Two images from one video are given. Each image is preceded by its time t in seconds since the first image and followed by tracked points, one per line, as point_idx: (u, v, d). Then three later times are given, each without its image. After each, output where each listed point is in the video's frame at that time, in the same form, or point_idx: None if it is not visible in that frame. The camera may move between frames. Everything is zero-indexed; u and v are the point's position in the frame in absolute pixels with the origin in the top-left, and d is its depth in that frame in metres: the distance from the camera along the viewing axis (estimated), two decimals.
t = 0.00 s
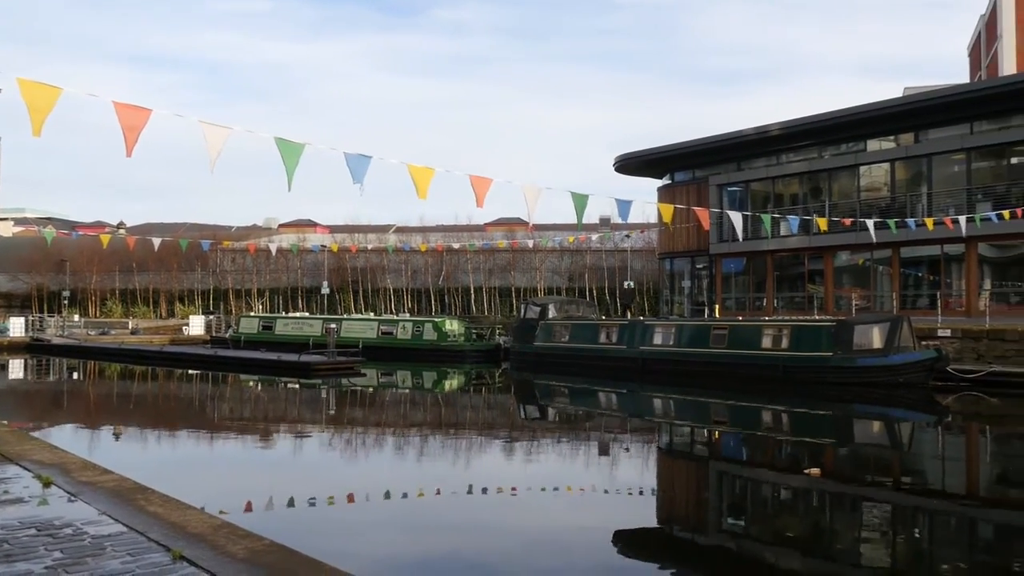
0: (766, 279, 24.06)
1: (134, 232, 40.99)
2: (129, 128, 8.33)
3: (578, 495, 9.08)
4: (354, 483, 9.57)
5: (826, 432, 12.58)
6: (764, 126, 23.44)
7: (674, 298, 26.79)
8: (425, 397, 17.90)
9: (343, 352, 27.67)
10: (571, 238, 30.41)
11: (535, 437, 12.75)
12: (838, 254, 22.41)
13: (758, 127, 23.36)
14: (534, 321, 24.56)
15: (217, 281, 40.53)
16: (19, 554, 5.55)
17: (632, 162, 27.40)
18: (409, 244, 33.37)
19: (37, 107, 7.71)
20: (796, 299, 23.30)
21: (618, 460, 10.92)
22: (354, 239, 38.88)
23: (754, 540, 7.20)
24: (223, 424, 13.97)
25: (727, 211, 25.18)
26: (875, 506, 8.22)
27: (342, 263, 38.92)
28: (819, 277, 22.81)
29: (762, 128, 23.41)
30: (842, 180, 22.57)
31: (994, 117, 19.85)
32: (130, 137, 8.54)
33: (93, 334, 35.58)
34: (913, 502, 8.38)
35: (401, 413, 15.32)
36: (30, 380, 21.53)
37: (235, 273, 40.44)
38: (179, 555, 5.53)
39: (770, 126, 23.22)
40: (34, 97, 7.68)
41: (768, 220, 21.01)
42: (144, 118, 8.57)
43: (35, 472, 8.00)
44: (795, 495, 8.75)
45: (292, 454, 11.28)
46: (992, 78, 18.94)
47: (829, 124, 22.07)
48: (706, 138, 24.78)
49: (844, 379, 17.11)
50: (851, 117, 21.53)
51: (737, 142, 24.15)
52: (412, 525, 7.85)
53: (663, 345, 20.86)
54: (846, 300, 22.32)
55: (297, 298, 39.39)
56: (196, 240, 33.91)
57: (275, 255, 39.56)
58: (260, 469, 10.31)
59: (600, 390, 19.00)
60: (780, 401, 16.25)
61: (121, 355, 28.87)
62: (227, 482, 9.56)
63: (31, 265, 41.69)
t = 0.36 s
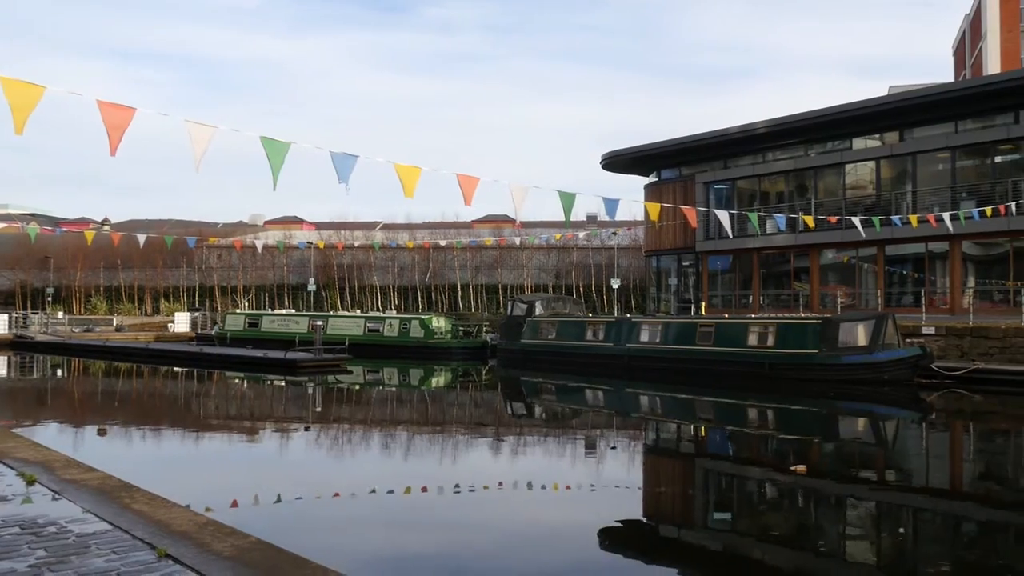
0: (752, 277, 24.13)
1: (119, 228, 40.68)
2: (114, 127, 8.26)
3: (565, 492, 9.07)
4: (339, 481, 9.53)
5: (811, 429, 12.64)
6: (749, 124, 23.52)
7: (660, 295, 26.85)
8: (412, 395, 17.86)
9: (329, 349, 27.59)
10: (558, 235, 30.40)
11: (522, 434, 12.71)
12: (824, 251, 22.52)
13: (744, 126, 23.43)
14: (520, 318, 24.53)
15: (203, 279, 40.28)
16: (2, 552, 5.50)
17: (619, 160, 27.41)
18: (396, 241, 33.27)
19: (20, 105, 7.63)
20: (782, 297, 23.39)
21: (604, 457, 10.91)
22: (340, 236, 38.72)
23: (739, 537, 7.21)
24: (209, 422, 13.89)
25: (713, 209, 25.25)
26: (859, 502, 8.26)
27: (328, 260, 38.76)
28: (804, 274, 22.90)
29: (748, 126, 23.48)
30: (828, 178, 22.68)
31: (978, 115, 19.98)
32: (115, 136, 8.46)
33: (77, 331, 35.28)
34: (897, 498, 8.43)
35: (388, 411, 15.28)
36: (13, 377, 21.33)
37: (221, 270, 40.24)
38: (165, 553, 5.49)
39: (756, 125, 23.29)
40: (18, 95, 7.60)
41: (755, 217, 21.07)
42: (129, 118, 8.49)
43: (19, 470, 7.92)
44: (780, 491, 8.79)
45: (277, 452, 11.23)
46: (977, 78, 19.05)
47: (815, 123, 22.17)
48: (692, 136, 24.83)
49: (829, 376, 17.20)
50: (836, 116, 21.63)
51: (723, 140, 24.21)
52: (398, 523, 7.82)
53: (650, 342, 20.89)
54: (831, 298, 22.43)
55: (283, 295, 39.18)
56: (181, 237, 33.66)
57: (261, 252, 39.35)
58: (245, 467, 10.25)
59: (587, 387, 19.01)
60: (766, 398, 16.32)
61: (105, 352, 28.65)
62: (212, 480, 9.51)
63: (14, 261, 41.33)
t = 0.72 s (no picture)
0: (739, 274, 24.20)
1: (105, 225, 40.40)
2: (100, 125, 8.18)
3: (553, 489, 9.06)
4: (327, 478, 9.48)
5: (798, 426, 12.70)
6: (737, 122, 23.56)
7: (648, 292, 26.89)
8: (399, 392, 17.81)
9: (316, 346, 27.48)
10: (547, 232, 30.36)
11: (510, 431, 12.70)
12: (810, 249, 22.60)
13: (731, 123, 23.47)
14: (508, 316, 24.51)
15: (189, 275, 40.04)
16: None
17: (607, 157, 27.40)
18: (384, 238, 33.18)
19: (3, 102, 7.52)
20: (769, 294, 23.47)
21: (592, 454, 10.91)
22: (328, 232, 38.55)
23: (726, 533, 7.22)
24: (195, 419, 13.78)
25: (700, 206, 25.30)
26: (846, 498, 8.30)
27: (316, 257, 38.59)
28: (791, 272, 22.99)
29: (735, 124, 23.52)
30: (815, 176, 22.77)
31: (964, 114, 20.10)
32: (100, 134, 8.37)
33: (62, 327, 35.04)
34: (883, 495, 8.47)
35: (376, 408, 15.22)
36: None
37: (207, 267, 40.00)
38: (150, 551, 5.44)
39: (743, 122, 23.33)
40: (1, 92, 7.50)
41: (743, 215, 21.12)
42: (114, 115, 8.41)
43: (2, 468, 7.83)
44: (767, 488, 8.81)
45: (264, 449, 11.15)
46: (963, 77, 19.17)
47: (802, 121, 22.24)
48: (680, 133, 24.85)
49: (815, 374, 17.28)
50: (824, 114, 21.71)
51: (711, 137, 24.27)
52: (386, 520, 7.79)
53: (638, 340, 20.91)
54: (818, 295, 22.53)
55: (270, 292, 38.98)
56: (167, 233, 33.43)
57: (248, 248, 39.14)
58: (232, 465, 10.17)
59: (574, 384, 19.02)
60: (752, 395, 16.37)
61: (90, 349, 28.44)
62: (199, 477, 9.45)
63: None
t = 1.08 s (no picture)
0: (726, 271, 24.28)
1: (90, 220, 40.13)
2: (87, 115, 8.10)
3: (541, 486, 9.04)
4: (315, 475, 9.43)
5: (784, 422, 12.75)
6: (724, 120, 23.61)
7: (636, 289, 26.93)
8: (387, 388, 17.76)
9: (304, 343, 27.39)
10: (535, 229, 30.35)
11: (497, 427, 12.70)
12: (797, 246, 22.68)
13: (719, 121, 23.52)
14: (496, 312, 24.49)
15: (175, 272, 39.80)
16: None
17: (595, 154, 27.41)
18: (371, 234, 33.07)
19: None
20: (756, 291, 23.56)
21: (579, 451, 10.92)
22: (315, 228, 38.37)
23: (713, 529, 7.24)
24: (182, 416, 13.68)
25: (688, 203, 25.36)
26: (831, 494, 8.34)
27: (303, 254, 38.41)
28: (778, 269, 23.08)
29: (723, 122, 23.57)
30: (802, 173, 22.86)
31: (950, 112, 20.21)
32: (87, 124, 8.30)
33: (47, 324, 34.80)
34: (868, 490, 8.52)
35: (363, 404, 15.19)
36: None
37: (194, 263, 39.76)
38: (137, 548, 5.39)
39: (731, 120, 23.38)
40: None
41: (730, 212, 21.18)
42: (101, 105, 8.34)
43: None
44: (754, 484, 8.85)
45: (252, 446, 11.09)
46: (949, 75, 19.27)
47: (790, 118, 22.31)
48: (668, 130, 24.88)
49: (801, 371, 17.36)
50: (811, 111, 21.79)
51: (698, 135, 24.30)
52: (374, 516, 7.77)
53: (625, 336, 20.94)
54: (804, 292, 22.63)
55: (257, 289, 38.79)
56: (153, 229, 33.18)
57: (235, 245, 38.92)
58: (219, 462, 10.12)
59: (562, 381, 19.02)
60: (739, 391, 16.43)
61: (74, 346, 28.21)
62: (186, 474, 9.39)
63: None
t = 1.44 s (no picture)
0: (716, 270, 24.35)
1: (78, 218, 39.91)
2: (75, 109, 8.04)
3: (531, 484, 9.05)
4: (304, 474, 9.41)
5: (773, 420, 12.80)
6: (714, 119, 23.67)
7: (626, 288, 26.96)
8: (377, 387, 17.73)
9: (293, 341, 27.31)
10: (525, 227, 30.33)
11: (487, 426, 12.69)
12: (786, 245, 22.75)
13: (708, 120, 23.58)
14: (486, 311, 24.48)
15: (164, 270, 39.61)
16: None
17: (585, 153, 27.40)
18: (361, 233, 32.98)
19: None
20: (746, 290, 23.64)
21: (569, 449, 10.93)
22: (305, 226, 38.24)
23: (703, 527, 7.25)
24: (170, 415, 13.62)
25: (678, 202, 25.41)
26: (820, 492, 8.37)
27: (292, 252, 38.27)
28: (768, 268, 23.15)
29: (712, 121, 23.63)
30: (791, 172, 22.93)
31: (938, 112, 20.31)
32: (76, 118, 8.24)
33: (35, 322, 34.61)
34: (856, 488, 8.56)
35: (353, 403, 15.16)
36: None
37: (183, 261, 39.57)
38: (125, 547, 5.36)
39: (720, 119, 23.44)
40: None
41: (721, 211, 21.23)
42: (90, 99, 8.28)
43: None
44: (743, 482, 8.87)
45: (241, 445, 11.05)
46: (937, 75, 19.37)
47: (780, 117, 22.36)
48: (657, 129, 24.92)
49: (790, 369, 17.44)
50: (801, 110, 21.86)
51: (688, 134, 24.35)
52: (364, 515, 7.76)
53: (615, 335, 20.97)
54: (794, 291, 22.71)
55: (246, 287, 38.63)
56: (142, 227, 33.00)
57: (224, 243, 38.75)
58: (208, 460, 10.07)
59: (552, 380, 19.02)
60: (729, 390, 16.46)
61: (62, 345, 28.02)
62: (175, 473, 9.35)
63: None
